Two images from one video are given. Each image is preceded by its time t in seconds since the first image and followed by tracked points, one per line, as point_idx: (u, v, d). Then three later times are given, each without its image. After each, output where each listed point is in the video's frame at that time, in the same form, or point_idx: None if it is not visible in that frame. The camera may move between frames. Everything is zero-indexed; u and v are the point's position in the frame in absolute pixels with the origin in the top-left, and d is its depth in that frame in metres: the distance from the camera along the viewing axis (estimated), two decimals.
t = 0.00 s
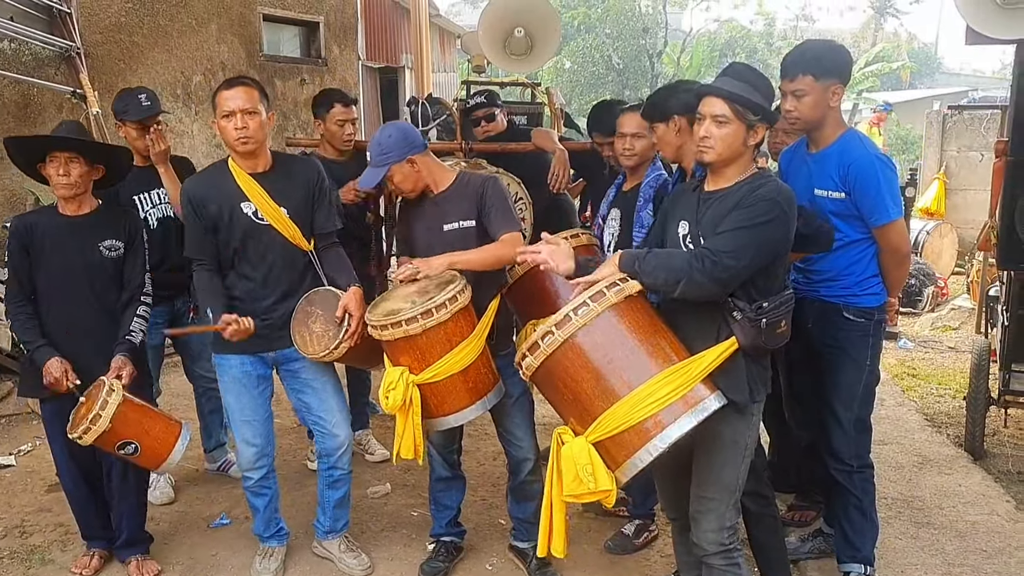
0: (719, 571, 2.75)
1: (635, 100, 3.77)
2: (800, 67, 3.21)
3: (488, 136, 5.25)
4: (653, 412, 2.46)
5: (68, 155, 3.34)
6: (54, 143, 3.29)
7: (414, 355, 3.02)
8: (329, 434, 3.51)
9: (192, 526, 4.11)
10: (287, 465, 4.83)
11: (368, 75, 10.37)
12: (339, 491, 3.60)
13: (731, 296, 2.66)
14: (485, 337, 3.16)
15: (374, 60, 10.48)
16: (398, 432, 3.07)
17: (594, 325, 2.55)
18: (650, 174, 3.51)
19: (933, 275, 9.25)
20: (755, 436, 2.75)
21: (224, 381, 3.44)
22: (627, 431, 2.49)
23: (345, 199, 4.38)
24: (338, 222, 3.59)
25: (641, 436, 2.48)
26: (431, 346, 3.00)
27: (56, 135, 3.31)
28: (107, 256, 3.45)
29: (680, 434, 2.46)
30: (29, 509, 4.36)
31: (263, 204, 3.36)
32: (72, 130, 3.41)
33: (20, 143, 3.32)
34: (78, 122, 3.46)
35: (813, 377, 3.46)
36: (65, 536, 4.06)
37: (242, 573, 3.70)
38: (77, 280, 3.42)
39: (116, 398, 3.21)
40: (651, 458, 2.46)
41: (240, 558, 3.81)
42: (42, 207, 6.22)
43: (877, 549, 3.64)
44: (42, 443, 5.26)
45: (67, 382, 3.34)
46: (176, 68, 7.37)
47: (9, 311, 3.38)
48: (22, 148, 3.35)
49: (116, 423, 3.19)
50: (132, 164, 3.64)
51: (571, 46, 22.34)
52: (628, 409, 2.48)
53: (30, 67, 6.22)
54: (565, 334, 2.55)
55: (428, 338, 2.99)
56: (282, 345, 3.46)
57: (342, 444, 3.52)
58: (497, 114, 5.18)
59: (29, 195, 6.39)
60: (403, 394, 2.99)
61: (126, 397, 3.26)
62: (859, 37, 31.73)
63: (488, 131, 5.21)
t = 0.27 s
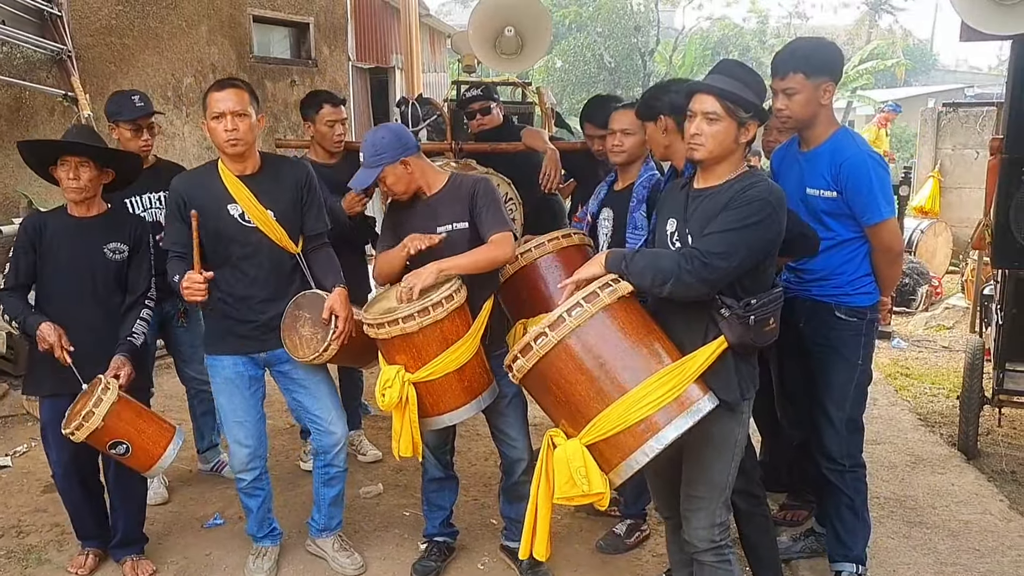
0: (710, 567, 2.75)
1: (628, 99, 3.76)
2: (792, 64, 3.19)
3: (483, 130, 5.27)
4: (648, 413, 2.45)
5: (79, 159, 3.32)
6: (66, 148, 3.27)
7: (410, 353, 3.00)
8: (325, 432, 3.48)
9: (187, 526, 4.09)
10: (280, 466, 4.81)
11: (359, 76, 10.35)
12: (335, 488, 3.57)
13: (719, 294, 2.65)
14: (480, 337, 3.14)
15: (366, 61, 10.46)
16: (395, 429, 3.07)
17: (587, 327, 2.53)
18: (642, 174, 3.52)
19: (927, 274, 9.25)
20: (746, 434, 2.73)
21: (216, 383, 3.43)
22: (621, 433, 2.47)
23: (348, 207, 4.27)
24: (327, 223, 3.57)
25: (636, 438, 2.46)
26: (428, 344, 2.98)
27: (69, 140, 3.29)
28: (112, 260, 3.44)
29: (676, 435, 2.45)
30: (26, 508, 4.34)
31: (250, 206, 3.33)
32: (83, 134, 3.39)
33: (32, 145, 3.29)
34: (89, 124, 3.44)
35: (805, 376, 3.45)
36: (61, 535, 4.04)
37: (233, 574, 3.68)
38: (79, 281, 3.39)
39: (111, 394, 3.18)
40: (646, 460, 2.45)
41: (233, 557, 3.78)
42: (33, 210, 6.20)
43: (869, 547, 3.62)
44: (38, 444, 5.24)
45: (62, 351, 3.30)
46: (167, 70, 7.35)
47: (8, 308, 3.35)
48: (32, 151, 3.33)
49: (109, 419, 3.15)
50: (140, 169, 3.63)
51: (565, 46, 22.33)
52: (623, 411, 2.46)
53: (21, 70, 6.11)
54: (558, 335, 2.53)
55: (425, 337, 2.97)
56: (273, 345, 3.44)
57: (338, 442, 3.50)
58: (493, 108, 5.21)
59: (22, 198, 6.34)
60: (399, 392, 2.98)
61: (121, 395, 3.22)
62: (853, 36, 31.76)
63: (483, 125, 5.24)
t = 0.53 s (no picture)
0: (705, 565, 2.76)
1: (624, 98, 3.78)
2: (786, 63, 3.22)
3: (476, 133, 5.28)
4: (639, 411, 2.48)
5: (75, 160, 3.33)
6: (61, 149, 3.28)
7: (405, 348, 3.02)
8: (314, 432, 3.52)
9: (180, 531, 4.11)
10: (275, 468, 4.83)
11: (355, 75, 10.36)
12: (325, 489, 3.60)
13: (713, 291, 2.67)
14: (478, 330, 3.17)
15: (361, 60, 10.47)
16: (392, 425, 3.08)
17: (580, 325, 2.56)
18: (641, 175, 3.56)
19: (921, 272, 9.31)
20: (741, 433, 2.76)
21: (211, 384, 3.44)
22: (613, 430, 2.50)
23: (333, 167, 4.47)
24: (318, 217, 3.62)
25: (627, 435, 2.49)
26: (423, 338, 3.01)
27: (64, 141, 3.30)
28: (107, 262, 3.44)
29: (666, 433, 2.48)
30: (13, 516, 4.34)
31: (238, 198, 3.35)
32: (80, 135, 3.41)
33: (27, 146, 3.30)
34: (87, 126, 3.45)
35: (799, 374, 3.48)
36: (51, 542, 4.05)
37: None
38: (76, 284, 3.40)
39: (97, 389, 3.17)
40: (637, 458, 2.48)
41: (228, 562, 3.80)
42: (26, 211, 6.20)
43: (863, 544, 3.66)
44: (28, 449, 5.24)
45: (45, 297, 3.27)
46: (160, 69, 7.36)
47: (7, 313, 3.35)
48: (28, 152, 3.34)
49: (93, 413, 3.13)
50: (138, 168, 3.64)
51: (559, 46, 22.36)
52: (615, 408, 2.49)
53: (11, 69, 6.16)
54: (551, 333, 2.56)
55: (420, 330, 3.00)
56: (267, 346, 3.46)
57: (326, 442, 3.53)
58: (486, 110, 5.22)
59: (13, 198, 6.36)
60: (394, 387, 2.99)
61: (107, 391, 3.21)
62: (848, 35, 31.85)
63: (477, 127, 5.25)
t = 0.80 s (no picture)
0: (696, 563, 2.79)
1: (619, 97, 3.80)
2: (777, 61, 3.25)
3: (471, 128, 5.30)
4: (631, 410, 2.50)
5: (58, 159, 3.32)
6: (45, 149, 3.27)
7: (400, 355, 3.03)
8: (307, 432, 3.52)
9: (173, 531, 4.12)
10: (268, 468, 4.83)
11: (347, 73, 10.35)
12: (319, 489, 3.61)
13: (704, 292, 2.70)
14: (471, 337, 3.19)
15: (353, 58, 10.47)
16: (388, 431, 3.10)
17: (574, 325, 2.58)
18: (634, 174, 3.58)
19: (910, 268, 9.37)
20: (731, 430, 2.79)
21: (200, 385, 3.45)
22: (605, 430, 2.52)
23: (317, 157, 4.48)
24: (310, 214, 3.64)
25: (618, 435, 2.51)
26: (418, 346, 3.02)
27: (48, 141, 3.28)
28: (92, 262, 3.43)
29: (656, 433, 2.50)
30: (3, 518, 4.34)
31: (233, 198, 3.35)
32: (63, 134, 3.39)
33: (10, 145, 3.28)
34: (70, 125, 3.44)
35: (790, 371, 3.51)
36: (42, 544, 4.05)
37: None
38: (60, 285, 3.39)
39: (80, 388, 3.15)
40: (627, 458, 2.50)
41: (222, 562, 3.81)
42: (16, 211, 6.19)
43: (854, 538, 3.69)
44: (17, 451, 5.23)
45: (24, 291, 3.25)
46: (150, 68, 7.36)
47: None
48: (11, 152, 3.32)
49: (75, 412, 3.11)
50: (124, 166, 3.63)
51: (551, 44, 22.39)
52: (607, 408, 2.51)
53: None
54: (545, 333, 2.58)
55: (415, 338, 3.01)
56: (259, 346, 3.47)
57: (319, 442, 3.53)
58: (481, 106, 5.28)
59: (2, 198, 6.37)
60: (392, 396, 3.01)
61: (90, 390, 3.19)
62: (838, 33, 31.96)
63: (471, 123, 5.28)
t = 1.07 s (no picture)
0: (687, 561, 2.79)
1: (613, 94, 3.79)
2: (770, 58, 3.24)
3: (462, 128, 5.28)
4: (626, 408, 2.49)
5: (43, 159, 3.30)
6: (30, 147, 3.25)
7: (395, 351, 3.01)
8: (305, 436, 3.49)
9: (165, 532, 4.09)
10: (261, 468, 4.81)
11: (340, 72, 10.32)
12: (316, 492, 3.59)
13: (695, 288, 2.69)
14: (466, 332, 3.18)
15: (345, 57, 10.44)
16: (382, 429, 3.07)
17: (566, 324, 2.57)
18: (627, 170, 3.54)
19: (903, 265, 9.40)
20: (724, 428, 2.78)
21: (192, 388, 3.42)
22: (599, 429, 2.51)
23: (300, 149, 4.56)
24: (303, 220, 3.62)
25: (614, 433, 2.50)
26: (413, 342, 3.00)
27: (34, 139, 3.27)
28: (79, 262, 3.40)
29: (652, 430, 2.49)
30: None
31: (225, 205, 3.33)
32: (47, 132, 3.37)
33: None
34: (55, 123, 3.42)
35: (784, 369, 3.51)
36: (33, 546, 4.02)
37: None
38: (48, 286, 3.36)
39: (64, 385, 3.12)
40: (624, 456, 2.49)
41: (214, 563, 3.79)
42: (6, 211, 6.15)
43: (848, 536, 3.69)
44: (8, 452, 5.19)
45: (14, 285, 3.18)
46: (141, 67, 7.32)
47: None
48: None
49: (58, 409, 3.08)
50: (111, 167, 3.61)
51: (544, 42, 22.38)
52: (602, 406, 2.50)
53: None
54: (537, 332, 2.56)
55: (409, 334, 2.99)
56: (251, 346, 3.44)
57: (318, 446, 3.52)
58: (471, 106, 5.23)
59: None
60: (385, 391, 2.98)
61: (74, 388, 3.16)
62: (830, 32, 32.02)
63: (462, 124, 5.26)
